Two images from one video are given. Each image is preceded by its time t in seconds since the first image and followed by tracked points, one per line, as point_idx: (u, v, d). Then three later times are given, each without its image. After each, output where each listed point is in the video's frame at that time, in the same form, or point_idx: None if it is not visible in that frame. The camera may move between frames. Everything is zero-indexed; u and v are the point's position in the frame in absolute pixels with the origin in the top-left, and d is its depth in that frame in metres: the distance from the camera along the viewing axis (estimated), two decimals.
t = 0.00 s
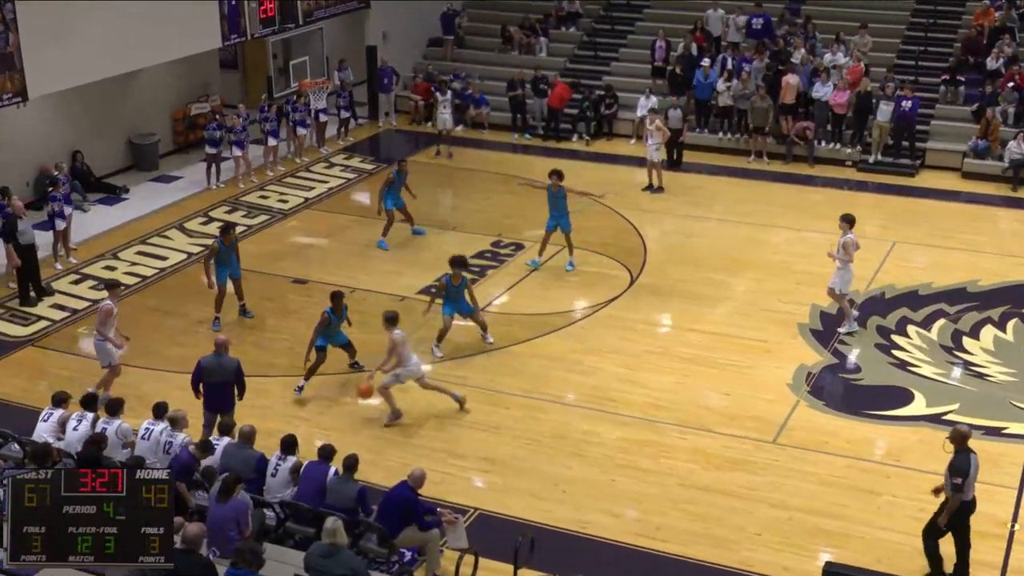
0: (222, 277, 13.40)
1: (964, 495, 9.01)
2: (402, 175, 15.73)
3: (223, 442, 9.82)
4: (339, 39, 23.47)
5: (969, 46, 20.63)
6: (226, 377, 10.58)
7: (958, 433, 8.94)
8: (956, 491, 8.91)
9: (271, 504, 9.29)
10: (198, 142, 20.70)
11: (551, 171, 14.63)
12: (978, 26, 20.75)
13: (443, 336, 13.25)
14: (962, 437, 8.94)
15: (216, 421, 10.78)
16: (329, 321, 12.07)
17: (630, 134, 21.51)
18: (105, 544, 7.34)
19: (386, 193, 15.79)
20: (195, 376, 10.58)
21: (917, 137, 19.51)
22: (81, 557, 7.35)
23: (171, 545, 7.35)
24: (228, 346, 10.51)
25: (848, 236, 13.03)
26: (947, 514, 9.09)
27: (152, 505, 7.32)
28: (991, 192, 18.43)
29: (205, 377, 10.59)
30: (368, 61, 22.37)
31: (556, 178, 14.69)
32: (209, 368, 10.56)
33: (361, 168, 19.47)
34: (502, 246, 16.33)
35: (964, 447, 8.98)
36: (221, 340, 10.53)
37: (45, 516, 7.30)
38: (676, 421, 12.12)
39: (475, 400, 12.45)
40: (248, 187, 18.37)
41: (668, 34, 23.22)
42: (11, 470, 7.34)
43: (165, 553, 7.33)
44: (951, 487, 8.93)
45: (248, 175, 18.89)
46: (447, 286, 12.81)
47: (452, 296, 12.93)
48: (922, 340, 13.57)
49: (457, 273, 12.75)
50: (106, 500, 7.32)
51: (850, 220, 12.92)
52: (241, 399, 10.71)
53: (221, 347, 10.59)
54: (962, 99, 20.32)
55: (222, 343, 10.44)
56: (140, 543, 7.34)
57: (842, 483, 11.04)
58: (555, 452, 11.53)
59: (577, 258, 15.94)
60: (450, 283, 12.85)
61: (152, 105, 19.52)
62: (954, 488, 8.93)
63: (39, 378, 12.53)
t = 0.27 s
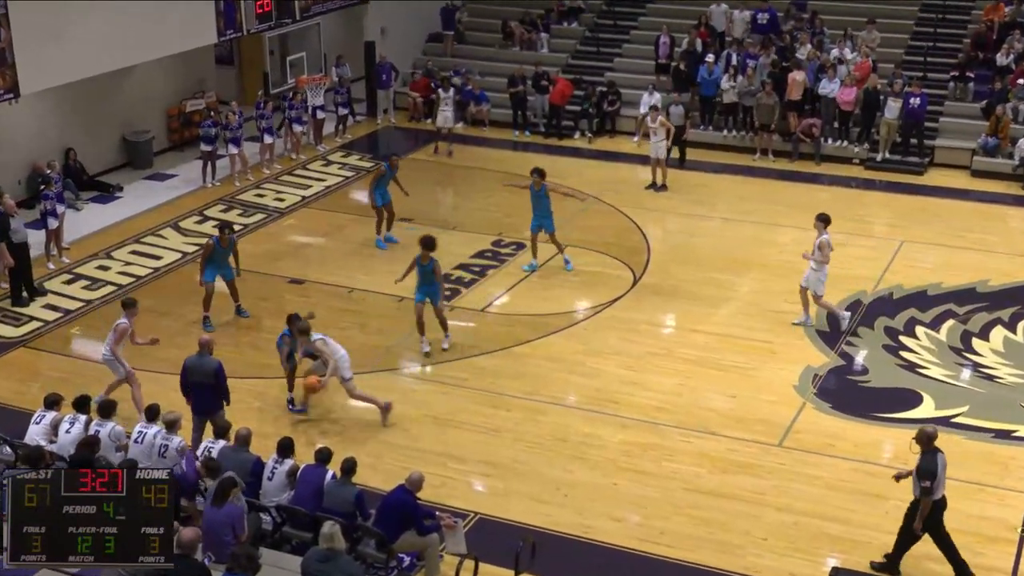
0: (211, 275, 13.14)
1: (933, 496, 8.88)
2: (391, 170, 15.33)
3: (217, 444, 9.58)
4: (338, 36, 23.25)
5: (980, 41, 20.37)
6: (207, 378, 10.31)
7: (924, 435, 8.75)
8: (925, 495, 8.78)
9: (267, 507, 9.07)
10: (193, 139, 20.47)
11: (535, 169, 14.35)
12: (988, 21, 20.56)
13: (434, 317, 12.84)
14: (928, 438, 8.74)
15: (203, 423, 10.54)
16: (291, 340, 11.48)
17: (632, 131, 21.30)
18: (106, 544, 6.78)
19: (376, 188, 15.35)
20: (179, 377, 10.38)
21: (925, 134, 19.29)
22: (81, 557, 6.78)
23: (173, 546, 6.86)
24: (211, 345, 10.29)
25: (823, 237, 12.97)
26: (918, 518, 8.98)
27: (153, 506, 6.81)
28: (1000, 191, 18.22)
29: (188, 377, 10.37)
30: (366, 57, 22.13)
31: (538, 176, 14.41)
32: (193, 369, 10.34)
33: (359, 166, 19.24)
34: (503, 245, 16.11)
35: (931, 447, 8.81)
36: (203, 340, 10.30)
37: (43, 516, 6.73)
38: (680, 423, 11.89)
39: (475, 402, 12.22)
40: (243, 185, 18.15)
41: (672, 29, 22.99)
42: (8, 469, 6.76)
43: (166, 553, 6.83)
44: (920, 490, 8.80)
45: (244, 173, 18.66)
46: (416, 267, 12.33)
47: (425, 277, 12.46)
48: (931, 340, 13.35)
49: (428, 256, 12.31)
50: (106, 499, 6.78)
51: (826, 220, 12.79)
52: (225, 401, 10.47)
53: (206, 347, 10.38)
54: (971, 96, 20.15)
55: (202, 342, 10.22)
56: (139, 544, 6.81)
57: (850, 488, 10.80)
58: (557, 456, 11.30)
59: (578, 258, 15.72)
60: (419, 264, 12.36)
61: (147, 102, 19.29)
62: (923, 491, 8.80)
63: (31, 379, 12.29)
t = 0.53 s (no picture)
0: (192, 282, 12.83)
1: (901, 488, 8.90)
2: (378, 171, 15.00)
3: (213, 447, 9.34)
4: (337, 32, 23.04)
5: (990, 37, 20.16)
6: (200, 381, 10.09)
7: (895, 430, 8.78)
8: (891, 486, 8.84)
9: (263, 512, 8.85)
10: (188, 136, 20.23)
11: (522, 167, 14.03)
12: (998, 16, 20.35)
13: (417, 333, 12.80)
14: (899, 431, 8.78)
15: (198, 428, 10.33)
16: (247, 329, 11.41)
17: (635, 128, 21.09)
18: (105, 543, 7.17)
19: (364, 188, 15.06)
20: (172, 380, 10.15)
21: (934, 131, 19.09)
22: (82, 556, 7.18)
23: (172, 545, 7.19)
24: (203, 346, 10.08)
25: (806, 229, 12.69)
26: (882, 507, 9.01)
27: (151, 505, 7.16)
28: (1008, 189, 18.01)
29: (181, 380, 10.16)
30: (365, 53, 21.90)
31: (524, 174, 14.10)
32: (187, 372, 10.12)
33: (356, 164, 19.01)
34: (503, 244, 15.89)
35: (903, 441, 8.85)
36: (196, 342, 10.08)
37: (45, 515, 7.13)
38: (684, 426, 11.66)
39: (475, 405, 12.00)
40: (239, 184, 17.92)
41: (674, 24, 22.76)
42: (9, 469, 7.16)
43: (166, 552, 7.17)
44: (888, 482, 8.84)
45: (239, 171, 18.43)
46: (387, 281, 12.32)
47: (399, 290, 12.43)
48: (939, 342, 13.13)
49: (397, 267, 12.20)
50: (105, 500, 7.16)
51: (807, 213, 12.52)
52: (219, 405, 10.23)
53: (198, 348, 10.16)
54: (980, 92, 19.88)
55: (195, 345, 10.04)
56: (140, 543, 7.17)
57: (857, 492, 10.56)
58: (558, 459, 11.07)
59: (580, 257, 15.50)
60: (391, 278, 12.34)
61: (140, 99, 19.07)
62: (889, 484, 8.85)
63: (21, 381, 12.07)
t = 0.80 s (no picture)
0: (180, 284, 12.54)
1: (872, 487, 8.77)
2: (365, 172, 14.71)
3: (208, 451, 9.07)
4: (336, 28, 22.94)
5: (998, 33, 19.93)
6: (203, 385, 9.88)
7: (869, 427, 8.69)
8: (861, 484, 8.69)
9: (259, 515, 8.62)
10: (182, 134, 20.00)
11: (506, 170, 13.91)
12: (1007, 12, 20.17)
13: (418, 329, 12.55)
14: (874, 429, 8.69)
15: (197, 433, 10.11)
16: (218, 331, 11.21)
17: (638, 126, 20.88)
18: (106, 544, 7.24)
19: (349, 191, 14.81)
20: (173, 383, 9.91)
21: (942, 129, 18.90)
22: (81, 557, 7.26)
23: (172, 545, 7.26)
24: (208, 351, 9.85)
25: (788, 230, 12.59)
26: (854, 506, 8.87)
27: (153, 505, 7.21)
28: (1017, 187, 17.82)
29: (182, 383, 9.93)
30: (363, 49, 21.69)
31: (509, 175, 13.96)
32: (189, 376, 9.89)
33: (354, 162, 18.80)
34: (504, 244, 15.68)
35: (876, 439, 8.76)
36: (201, 346, 9.86)
37: (45, 516, 7.22)
38: (688, 429, 11.44)
39: (475, 407, 11.78)
40: (234, 182, 17.70)
41: (677, 20, 22.54)
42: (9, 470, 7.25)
43: (166, 553, 7.24)
44: (858, 479, 8.70)
45: (235, 169, 18.21)
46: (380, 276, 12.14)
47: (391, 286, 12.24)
48: (947, 343, 12.92)
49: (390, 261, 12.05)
50: (105, 500, 7.23)
51: (789, 214, 12.43)
52: (220, 411, 10.02)
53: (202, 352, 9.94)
54: (989, 88, 19.64)
55: (200, 348, 9.80)
56: (140, 543, 7.24)
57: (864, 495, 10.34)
58: (560, 462, 10.85)
59: (581, 257, 15.29)
60: (384, 273, 12.16)
61: (134, 96, 18.85)
62: (860, 481, 8.69)
63: (12, 383, 11.85)
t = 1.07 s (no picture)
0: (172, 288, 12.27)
1: (851, 483, 8.51)
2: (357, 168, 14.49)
3: (203, 454, 8.78)
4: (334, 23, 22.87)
5: (1007, 28, 19.71)
6: (200, 388, 9.67)
7: (848, 423, 8.35)
8: (842, 482, 8.43)
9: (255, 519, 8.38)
10: (176, 131, 19.82)
11: (498, 162, 13.73)
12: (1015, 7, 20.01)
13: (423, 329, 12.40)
14: (853, 425, 8.35)
15: (195, 438, 9.88)
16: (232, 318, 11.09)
17: (640, 123, 20.71)
18: (106, 545, 6.86)
19: (341, 187, 14.61)
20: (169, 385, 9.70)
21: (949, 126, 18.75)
22: (81, 557, 6.86)
23: (172, 545, 6.92)
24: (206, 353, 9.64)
25: (775, 225, 12.42)
26: (833, 503, 8.64)
27: (152, 505, 6.87)
28: None
29: (179, 386, 9.72)
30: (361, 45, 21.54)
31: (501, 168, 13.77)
32: (186, 378, 9.68)
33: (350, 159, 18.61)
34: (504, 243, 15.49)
35: (857, 435, 8.44)
36: (199, 347, 9.65)
37: (45, 515, 6.82)
38: (690, 431, 11.24)
39: (474, 409, 11.59)
40: (230, 180, 17.51)
41: (680, 15, 22.36)
42: (8, 469, 6.84)
43: (166, 553, 6.90)
44: (838, 478, 8.44)
45: (230, 167, 18.02)
46: (395, 275, 11.92)
47: (402, 285, 12.03)
48: (955, 344, 12.73)
49: (407, 259, 11.87)
50: (105, 499, 6.85)
51: (775, 210, 12.25)
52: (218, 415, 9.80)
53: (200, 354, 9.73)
54: (997, 85, 19.55)
55: (198, 349, 9.58)
56: (139, 543, 6.89)
57: (870, 499, 10.12)
58: (561, 465, 10.65)
59: (583, 256, 15.10)
60: (398, 271, 11.95)
61: (128, 94, 18.68)
62: (840, 479, 8.44)
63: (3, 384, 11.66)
